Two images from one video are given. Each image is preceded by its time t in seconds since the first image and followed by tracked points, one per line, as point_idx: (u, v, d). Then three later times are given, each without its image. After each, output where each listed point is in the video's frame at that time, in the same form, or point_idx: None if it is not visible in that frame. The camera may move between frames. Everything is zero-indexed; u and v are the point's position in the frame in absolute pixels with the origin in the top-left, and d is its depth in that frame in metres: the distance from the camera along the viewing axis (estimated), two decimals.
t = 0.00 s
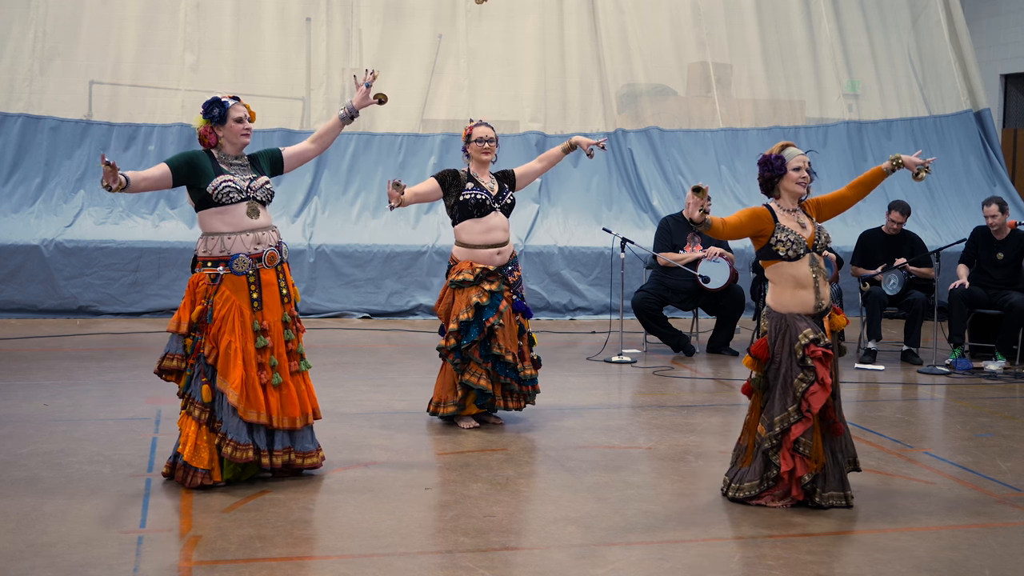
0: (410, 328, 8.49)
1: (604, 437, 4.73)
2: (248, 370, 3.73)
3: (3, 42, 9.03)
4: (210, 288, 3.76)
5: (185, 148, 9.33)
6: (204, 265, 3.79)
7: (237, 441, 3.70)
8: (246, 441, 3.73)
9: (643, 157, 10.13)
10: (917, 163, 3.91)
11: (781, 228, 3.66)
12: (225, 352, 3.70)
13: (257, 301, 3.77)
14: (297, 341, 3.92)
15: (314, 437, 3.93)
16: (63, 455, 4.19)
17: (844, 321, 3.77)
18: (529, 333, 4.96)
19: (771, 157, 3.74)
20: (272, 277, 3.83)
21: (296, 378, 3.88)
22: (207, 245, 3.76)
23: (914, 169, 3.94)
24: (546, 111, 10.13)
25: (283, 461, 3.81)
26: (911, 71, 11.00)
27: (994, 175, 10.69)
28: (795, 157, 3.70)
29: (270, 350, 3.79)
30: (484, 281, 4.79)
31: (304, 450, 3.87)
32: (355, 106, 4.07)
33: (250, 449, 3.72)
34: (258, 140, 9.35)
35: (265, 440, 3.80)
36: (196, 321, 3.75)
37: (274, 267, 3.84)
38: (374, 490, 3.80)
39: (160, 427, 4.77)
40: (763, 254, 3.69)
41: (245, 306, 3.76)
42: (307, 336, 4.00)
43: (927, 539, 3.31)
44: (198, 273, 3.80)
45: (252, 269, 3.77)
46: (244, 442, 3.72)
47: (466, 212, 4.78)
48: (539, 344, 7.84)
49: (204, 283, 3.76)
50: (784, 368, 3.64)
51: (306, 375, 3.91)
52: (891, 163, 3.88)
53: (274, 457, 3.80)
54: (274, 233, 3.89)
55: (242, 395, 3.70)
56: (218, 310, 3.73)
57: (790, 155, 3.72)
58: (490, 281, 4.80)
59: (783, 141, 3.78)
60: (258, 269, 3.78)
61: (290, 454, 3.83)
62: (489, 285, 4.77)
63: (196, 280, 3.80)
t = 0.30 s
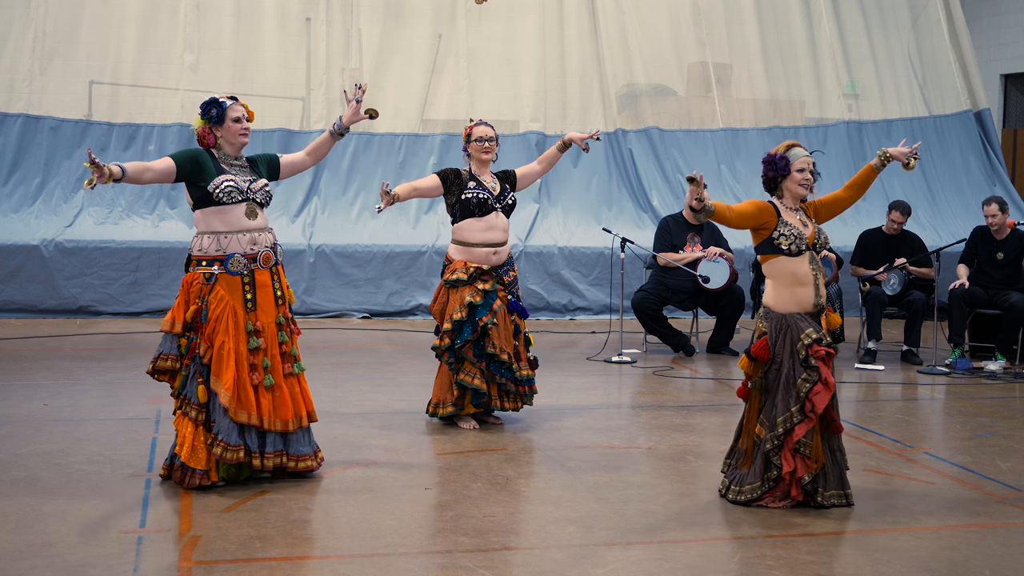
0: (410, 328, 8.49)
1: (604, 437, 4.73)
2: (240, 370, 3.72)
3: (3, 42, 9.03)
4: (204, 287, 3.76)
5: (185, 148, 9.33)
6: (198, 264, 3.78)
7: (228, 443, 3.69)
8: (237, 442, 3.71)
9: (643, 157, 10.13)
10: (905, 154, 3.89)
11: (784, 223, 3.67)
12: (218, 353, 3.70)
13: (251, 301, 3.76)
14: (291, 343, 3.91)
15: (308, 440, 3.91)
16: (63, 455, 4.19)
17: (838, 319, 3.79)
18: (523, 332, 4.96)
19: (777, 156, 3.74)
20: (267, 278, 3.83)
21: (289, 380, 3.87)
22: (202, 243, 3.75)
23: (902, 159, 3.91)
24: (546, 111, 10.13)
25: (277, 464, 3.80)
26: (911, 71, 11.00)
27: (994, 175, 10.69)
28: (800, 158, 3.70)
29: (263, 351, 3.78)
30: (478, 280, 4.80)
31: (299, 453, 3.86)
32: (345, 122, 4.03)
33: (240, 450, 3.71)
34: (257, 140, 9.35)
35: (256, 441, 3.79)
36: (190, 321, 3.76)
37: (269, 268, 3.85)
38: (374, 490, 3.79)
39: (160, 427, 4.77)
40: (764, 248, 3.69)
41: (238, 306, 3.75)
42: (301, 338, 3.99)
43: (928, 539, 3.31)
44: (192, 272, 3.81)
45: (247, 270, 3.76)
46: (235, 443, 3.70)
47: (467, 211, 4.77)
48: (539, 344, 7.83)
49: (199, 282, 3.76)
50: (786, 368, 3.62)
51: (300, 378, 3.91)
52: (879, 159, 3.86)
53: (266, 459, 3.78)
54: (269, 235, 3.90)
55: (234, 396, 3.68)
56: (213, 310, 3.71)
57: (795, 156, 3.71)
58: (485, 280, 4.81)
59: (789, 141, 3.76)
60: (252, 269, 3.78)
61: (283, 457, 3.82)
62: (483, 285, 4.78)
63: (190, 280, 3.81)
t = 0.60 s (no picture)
0: (410, 328, 8.49)
1: (604, 437, 4.73)
2: (234, 370, 3.71)
3: (3, 42, 9.03)
4: (201, 285, 3.74)
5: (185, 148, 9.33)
6: (194, 262, 3.76)
7: (221, 442, 3.69)
8: (230, 442, 3.71)
9: (643, 157, 10.14)
10: (889, 145, 3.81)
11: (786, 219, 3.67)
12: (214, 353, 3.68)
13: (246, 301, 3.76)
14: (285, 345, 3.90)
15: (301, 443, 3.89)
16: (63, 455, 4.19)
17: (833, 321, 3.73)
18: (518, 332, 4.94)
19: (777, 159, 3.74)
20: (262, 279, 3.83)
21: (283, 382, 3.86)
22: (198, 241, 3.74)
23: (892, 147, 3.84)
24: (546, 111, 10.13)
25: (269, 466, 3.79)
26: (911, 71, 11.00)
27: (994, 175, 10.69)
28: (801, 160, 3.70)
29: (256, 351, 3.77)
30: (472, 279, 4.78)
31: (290, 456, 3.84)
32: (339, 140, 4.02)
33: (234, 450, 3.70)
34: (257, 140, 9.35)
35: (247, 442, 3.78)
36: (187, 319, 3.74)
37: (265, 269, 3.84)
38: (374, 490, 3.79)
39: (160, 427, 4.77)
40: (766, 242, 3.68)
41: (234, 306, 3.74)
42: (295, 341, 3.98)
43: (928, 539, 3.31)
44: (188, 270, 3.78)
45: (243, 269, 3.76)
46: (228, 443, 3.70)
47: (467, 210, 4.77)
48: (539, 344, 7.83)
49: (195, 280, 3.74)
50: (787, 367, 3.60)
51: (295, 380, 3.90)
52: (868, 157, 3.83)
53: (258, 460, 3.77)
54: (267, 236, 3.90)
55: (229, 397, 3.68)
56: (209, 309, 3.70)
57: (795, 158, 3.71)
58: (479, 279, 4.79)
59: (789, 143, 3.75)
60: (249, 269, 3.78)
61: (275, 459, 3.80)
62: (477, 283, 4.77)
63: (185, 278, 3.77)
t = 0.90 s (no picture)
0: (410, 327, 8.49)
1: (604, 437, 4.73)
2: (230, 369, 3.70)
3: (3, 42, 9.03)
4: (199, 282, 3.72)
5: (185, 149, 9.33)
6: (193, 258, 3.74)
7: (217, 440, 3.66)
8: (225, 440, 3.68)
9: (643, 157, 10.13)
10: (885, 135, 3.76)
11: (787, 215, 3.67)
12: (211, 351, 3.67)
13: (243, 301, 3.76)
14: (280, 346, 3.90)
15: (291, 447, 3.87)
16: (63, 455, 4.19)
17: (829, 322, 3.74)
18: (514, 332, 4.93)
19: (775, 157, 3.73)
20: (260, 279, 3.83)
21: (277, 385, 3.85)
22: (198, 238, 3.73)
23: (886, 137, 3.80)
24: (546, 111, 10.12)
25: (259, 467, 3.76)
26: (910, 71, 11.00)
27: (994, 175, 10.69)
28: (800, 158, 3.70)
29: (250, 351, 3.77)
30: (469, 277, 4.78)
31: (280, 459, 3.82)
32: (330, 138, 4.00)
33: (229, 448, 3.68)
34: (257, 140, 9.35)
35: (238, 442, 3.76)
36: (185, 316, 3.70)
37: (263, 269, 3.85)
38: (374, 490, 3.79)
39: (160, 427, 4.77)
40: (766, 237, 3.67)
41: (231, 305, 3.74)
42: (290, 343, 3.98)
43: (927, 540, 3.31)
44: (186, 267, 3.75)
45: (243, 268, 3.76)
46: (223, 441, 3.67)
47: (466, 209, 4.78)
48: (539, 344, 7.83)
49: (193, 277, 3.71)
50: (784, 364, 3.60)
51: (289, 382, 3.89)
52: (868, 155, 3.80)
53: (248, 460, 3.75)
54: (266, 237, 3.91)
55: (225, 394, 3.66)
56: (208, 306, 3.68)
57: (794, 156, 3.71)
58: (475, 277, 4.79)
59: (787, 141, 3.76)
60: (248, 268, 3.78)
61: (266, 461, 3.78)
62: (474, 282, 4.76)
63: (182, 274, 3.74)
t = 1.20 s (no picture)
0: (410, 327, 8.49)
1: (604, 437, 4.73)
2: (225, 368, 3.69)
3: (3, 42, 9.04)
4: (197, 279, 3.71)
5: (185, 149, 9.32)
6: (191, 256, 3.73)
7: (211, 439, 3.65)
8: (219, 439, 3.67)
9: (643, 157, 10.13)
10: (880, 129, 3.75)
11: (787, 213, 3.67)
12: (207, 349, 3.67)
13: (240, 300, 3.75)
14: (276, 348, 3.89)
15: (284, 450, 3.86)
16: (63, 456, 4.19)
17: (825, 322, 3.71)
18: (511, 332, 4.93)
19: (773, 155, 3.74)
20: (257, 280, 3.83)
21: (273, 387, 3.83)
22: (197, 236, 3.73)
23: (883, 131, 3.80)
24: (545, 111, 10.12)
25: (251, 469, 3.75)
26: (910, 71, 10.99)
27: (994, 175, 10.69)
28: (798, 154, 3.70)
29: (246, 351, 3.76)
30: (467, 276, 4.77)
31: (272, 462, 3.80)
32: (321, 125, 3.98)
33: (223, 447, 3.67)
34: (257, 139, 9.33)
35: (231, 442, 3.74)
36: (182, 313, 3.70)
37: (261, 270, 3.85)
38: (373, 490, 3.79)
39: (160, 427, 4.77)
40: (766, 235, 3.67)
41: (227, 304, 3.73)
42: (287, 346, 3.97)
43: (927, 540, 3.31)
44: (183, 263, 3.75)
45: (241, 267, 3.76)
46: (217, 440, 3.67)
47: (465, 209, 4.77)
48: (539, 344, 7.83)
49: (191, 274, 3.71)
50: (779, 360, 3.58)
51: (285, 384, 3.87)
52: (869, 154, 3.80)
53: (240, 461, 3.73)
54: (266, 237, 3.91)
55: (220, 393, 3.66)
56: (205, 304, 3.67)
57: (792, 153, 3.71)
58: (474, 276, 4.78)
59: (785, 138, 3.77)
60: (246, 268, 3.78)
61: (258, 463, 3.76)
62: (472, 280, 4.76)
63: (180, 271, 3.74)
